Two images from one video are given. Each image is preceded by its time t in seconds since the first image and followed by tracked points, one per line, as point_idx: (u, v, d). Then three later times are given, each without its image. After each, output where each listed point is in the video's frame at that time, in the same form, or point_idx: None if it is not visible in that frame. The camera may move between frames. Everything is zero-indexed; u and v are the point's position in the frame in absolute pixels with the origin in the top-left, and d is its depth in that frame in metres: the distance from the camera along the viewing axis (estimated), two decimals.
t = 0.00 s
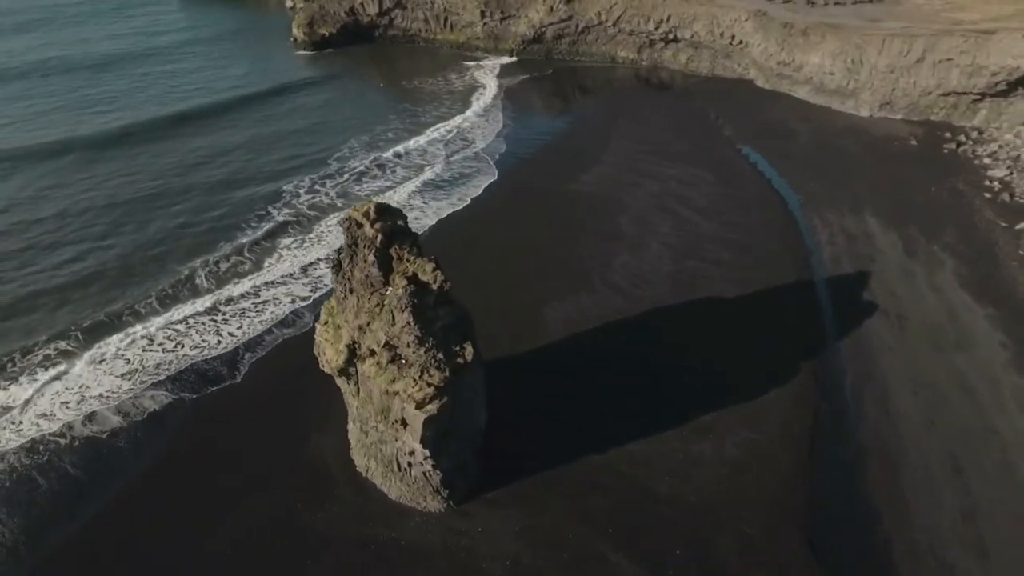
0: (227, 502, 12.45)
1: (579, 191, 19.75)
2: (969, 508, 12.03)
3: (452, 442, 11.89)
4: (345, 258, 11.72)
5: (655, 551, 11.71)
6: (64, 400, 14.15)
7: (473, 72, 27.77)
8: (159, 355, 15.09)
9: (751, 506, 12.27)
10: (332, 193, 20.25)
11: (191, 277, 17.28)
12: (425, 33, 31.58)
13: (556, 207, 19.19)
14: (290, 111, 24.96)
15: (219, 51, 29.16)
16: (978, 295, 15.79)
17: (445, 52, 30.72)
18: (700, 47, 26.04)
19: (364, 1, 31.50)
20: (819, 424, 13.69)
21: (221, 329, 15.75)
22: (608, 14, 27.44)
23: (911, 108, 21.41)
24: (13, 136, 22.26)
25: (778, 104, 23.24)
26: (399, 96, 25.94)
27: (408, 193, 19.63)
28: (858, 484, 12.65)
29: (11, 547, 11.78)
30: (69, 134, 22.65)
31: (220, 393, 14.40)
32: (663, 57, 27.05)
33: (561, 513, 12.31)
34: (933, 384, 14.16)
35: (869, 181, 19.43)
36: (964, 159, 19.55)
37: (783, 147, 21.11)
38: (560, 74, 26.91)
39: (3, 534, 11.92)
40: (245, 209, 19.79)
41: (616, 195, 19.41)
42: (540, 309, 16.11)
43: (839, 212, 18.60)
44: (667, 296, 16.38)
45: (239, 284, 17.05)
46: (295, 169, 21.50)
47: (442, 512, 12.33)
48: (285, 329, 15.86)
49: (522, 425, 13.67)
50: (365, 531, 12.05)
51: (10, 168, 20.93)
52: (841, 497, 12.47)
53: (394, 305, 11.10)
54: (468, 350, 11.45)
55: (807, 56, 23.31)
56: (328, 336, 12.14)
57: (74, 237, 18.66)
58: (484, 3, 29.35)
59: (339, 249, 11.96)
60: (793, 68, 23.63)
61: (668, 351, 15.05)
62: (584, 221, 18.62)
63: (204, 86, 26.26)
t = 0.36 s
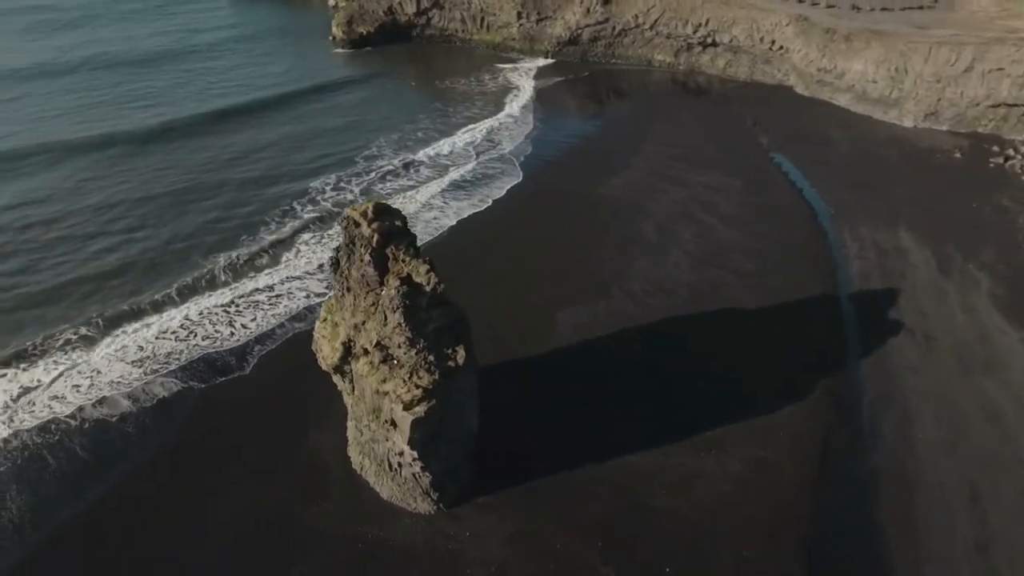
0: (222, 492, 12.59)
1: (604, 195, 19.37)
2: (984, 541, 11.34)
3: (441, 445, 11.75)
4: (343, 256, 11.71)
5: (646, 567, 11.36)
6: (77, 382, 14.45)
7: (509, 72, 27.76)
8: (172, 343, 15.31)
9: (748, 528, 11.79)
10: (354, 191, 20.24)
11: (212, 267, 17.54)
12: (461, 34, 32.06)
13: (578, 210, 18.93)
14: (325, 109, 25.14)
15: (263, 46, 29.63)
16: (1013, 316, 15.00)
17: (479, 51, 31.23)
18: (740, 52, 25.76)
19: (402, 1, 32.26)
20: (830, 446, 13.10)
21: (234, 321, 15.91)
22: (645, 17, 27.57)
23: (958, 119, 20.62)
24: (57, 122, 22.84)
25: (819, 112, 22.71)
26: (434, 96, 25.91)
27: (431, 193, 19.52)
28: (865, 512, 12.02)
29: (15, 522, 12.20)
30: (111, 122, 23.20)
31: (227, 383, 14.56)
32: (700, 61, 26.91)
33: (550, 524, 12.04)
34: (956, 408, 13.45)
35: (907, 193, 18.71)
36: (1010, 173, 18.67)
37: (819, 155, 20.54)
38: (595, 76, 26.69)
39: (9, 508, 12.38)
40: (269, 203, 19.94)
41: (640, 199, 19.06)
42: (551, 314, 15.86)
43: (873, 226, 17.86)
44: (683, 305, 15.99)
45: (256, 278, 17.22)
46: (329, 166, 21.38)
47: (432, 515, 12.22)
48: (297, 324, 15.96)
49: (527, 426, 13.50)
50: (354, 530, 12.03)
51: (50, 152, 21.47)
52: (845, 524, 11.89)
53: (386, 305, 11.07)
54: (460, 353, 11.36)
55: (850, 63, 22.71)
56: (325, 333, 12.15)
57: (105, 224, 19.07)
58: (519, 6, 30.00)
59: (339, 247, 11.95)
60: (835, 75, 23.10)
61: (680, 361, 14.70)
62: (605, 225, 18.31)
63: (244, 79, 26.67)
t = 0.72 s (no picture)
0: (222, 481, 12.65)
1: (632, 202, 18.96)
2: None
3: (434, 446, 11.63)
4: (346, 253, 11.72)
5: None
6: (98, 363, 14.71)
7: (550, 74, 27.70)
8: (189, 330, 15.45)
9: (748, 553, 11.31)
10: (385, 187, 19.87)
11: (238, 258, 17.64)
12: (502, 34, 32.45)
13: (604, 214, 18.64)
14: (361, 108, 25.19)
15: (309, 43, 30.10)
16: None
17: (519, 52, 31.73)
18: (786, 57, 25.61)
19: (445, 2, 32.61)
20: (845, 472, 12.48)
21: (252, 312, 16.00)
22: (689, 21, 27.76)
23: (1013, 134, 19.73)
24: (107, 106, 23.27)
25: (866, 122, 22.09)
26: (472, 95, 25.84)
27: (458, 193, 19.43)
28: (875, 543, 11.38)
29: (27, 496, 12.41)
30: (158, 110, 23.86)
31: (239, 372, 14.62)
32: (745, 66, 26.68)
33: (542, 534, 11.80)
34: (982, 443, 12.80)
35: (951, 211, 17.96)
36: None
37: (861, 167, 19.91)
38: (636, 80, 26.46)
39: (23, 481, 12.62)
40: (300, 197, 19.97)
41: (669, 208, 18.70)
42: (565, 321, 15.59)
43: (911, 242, 17.22)
44: (700, 318, 15.64)
45: (279, 270, 17.30)
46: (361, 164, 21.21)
47: (424, 516, 12.08)
48: (313, 317, 15.94)
49: (531, 429, 13.29)
50: (346, 526, 11.97)
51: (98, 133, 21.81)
52: (853, 555, 11.25)
53: (382, 304, 11.03)
54: (455, 356, 11.22)
55: (901, 74, 22.15)
56: (327, 329, 12.19)
57: (140, 206, 19.28)
58: (562, 6, 30.54)
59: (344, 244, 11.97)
60: (886, 85, 22.57)
61: (698, 370, 14.37)
62: (630, 232, 17.97)
63: (287, 74, 27.06)
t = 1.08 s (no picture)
0: (229, 469, 12.69)
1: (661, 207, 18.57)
2: None
3: (430, 446, 11.51)
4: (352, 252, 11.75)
5: None
6: (124, 344, 14.92)
7: (592, 75, 27.49)
8: (211, 319, 15.49)
9: None
10: (416, 186, 19.57)
11: (266, 251, 17.57)
12: (546, 35, 33.53)
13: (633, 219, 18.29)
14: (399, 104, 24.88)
15: (358, 43, 30.41)
16: None
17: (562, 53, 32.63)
18: (836, 64, 25.04)
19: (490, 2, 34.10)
20: (861, 498, 11.85)
21: (273, 304, 15.95)
22: (736, 25, 27.51)
23: None
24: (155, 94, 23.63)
25: (916, 133, 21.31)
26: (511, 95, 25.66)
27: (487, 193, 19.24)
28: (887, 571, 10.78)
29: (43, 472, 12.50)
30: (206, 99, 24.34)
31: (255, 363, 14.64)
32: (794, 73, 26.34)
33: (538, 542, 11.54)
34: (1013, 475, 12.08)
35: (1000, 229, 17.05)
36: None
37: (907, 179, 19.16)
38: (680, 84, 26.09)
39: (42, 456, 12.73)
40: (331, 195, 19.76)
41: (699, 215, 18.27)
42: (580, 328, 15.26)
43: (956, 261, 16.37)
44: (723, 330, 15.11)
45: (304, 262, 17.22)
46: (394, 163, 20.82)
47: (420, 515, 11.97)
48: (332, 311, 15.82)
49: (539, 430, 13.15)
50: (342, 520, 11.92)
51: (148, 125, 22.28)
52: None
53: (383, 302, 11.00)
54: (454, 357, 11.11)
55: (958, 84, 21.20)
56: (332, 325, 12.21)
57: (178, 194, 19.53)
58: (607, 10, 31.05)
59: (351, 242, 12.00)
60: (942, 95, 21.65)
61: (716, 377, 14.07)
62: (658, 238, 17.60)
63: (330, 72, 27.27)
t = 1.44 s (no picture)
0: (235, 454, 12.63)
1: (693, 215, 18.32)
2: None
3: (425, 445, 11.36)
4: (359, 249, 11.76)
5: None
6: (150, 326, 14.97)
7: (639, 78, 27.20)
8: (232, 306, 15.45)
9: None
10: (448, 187, 19.44)
11: (294, 245, 17.34)
12: (592, 37, 33.75)
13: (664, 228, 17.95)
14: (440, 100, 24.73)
15: (409, 42, 30.73)
16: None
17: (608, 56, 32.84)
18: (894, 74, 24.50)
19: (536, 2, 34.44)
20: (876, 525, 11.28)
21: (295, 294, 15.84)
22: (789, 31, 27.27)
23: None
24: (209, 87, 24.12)
25: (973, 150, 20.51)
26: (552, 96, 25.41)
27: (518, 194, 19.13)
28: None
29: (62, 446, 12.61)
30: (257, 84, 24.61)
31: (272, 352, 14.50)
32: (847, 81, 25.84)
33: (534, 546, 11.35)
34: None
35: None
36: None
37: (957, 199, 18.45)
38: (728, 91, 25.56)
39: (63, 431, 12.85)
40: (364, 193, 19.37)
41: (731, 229, 17.87)
42: (591, 337, 14.99)
43: (1003, 288, 15.62)
44: (743, 345, 14.73)
45: (332, 255, 17.09)
46: (428, 161, 20.57)
47: (415, 514, 11.80)
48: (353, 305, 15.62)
49: (538, 430, 13.01)
50: (337, 513, 11.81)
51: (197, 111, 22.40)
52: None
53: (382, 300, 10.96)
54: (451, 359, 10.97)
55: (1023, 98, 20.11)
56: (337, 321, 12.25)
57: (214, 178, 19.44)
58: (656, 10, 31.01)
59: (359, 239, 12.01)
60: (1005, 109, 20.63)
61: (732, 395, 13.61)
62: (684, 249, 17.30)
63: (373, 65, 27.40)
